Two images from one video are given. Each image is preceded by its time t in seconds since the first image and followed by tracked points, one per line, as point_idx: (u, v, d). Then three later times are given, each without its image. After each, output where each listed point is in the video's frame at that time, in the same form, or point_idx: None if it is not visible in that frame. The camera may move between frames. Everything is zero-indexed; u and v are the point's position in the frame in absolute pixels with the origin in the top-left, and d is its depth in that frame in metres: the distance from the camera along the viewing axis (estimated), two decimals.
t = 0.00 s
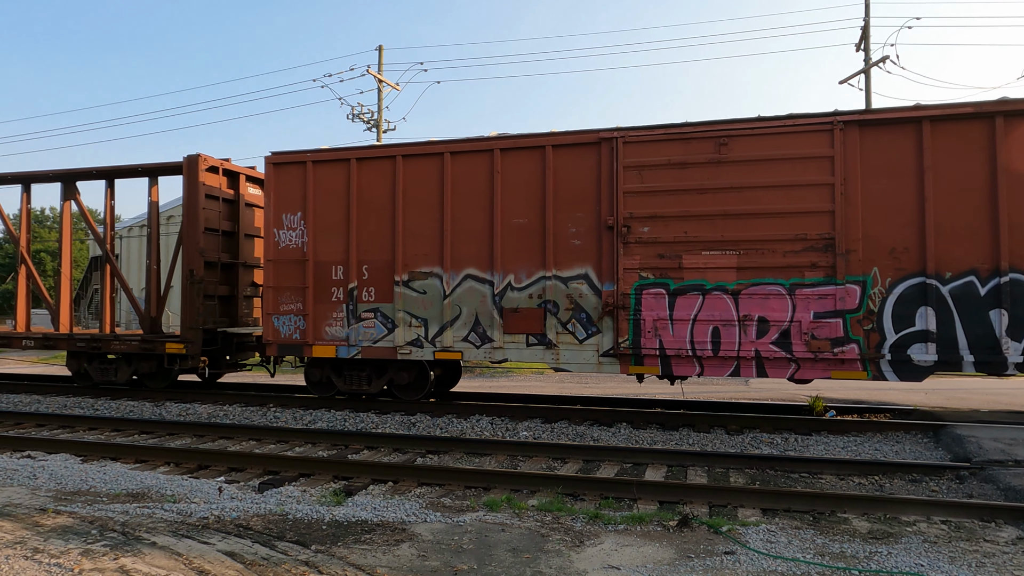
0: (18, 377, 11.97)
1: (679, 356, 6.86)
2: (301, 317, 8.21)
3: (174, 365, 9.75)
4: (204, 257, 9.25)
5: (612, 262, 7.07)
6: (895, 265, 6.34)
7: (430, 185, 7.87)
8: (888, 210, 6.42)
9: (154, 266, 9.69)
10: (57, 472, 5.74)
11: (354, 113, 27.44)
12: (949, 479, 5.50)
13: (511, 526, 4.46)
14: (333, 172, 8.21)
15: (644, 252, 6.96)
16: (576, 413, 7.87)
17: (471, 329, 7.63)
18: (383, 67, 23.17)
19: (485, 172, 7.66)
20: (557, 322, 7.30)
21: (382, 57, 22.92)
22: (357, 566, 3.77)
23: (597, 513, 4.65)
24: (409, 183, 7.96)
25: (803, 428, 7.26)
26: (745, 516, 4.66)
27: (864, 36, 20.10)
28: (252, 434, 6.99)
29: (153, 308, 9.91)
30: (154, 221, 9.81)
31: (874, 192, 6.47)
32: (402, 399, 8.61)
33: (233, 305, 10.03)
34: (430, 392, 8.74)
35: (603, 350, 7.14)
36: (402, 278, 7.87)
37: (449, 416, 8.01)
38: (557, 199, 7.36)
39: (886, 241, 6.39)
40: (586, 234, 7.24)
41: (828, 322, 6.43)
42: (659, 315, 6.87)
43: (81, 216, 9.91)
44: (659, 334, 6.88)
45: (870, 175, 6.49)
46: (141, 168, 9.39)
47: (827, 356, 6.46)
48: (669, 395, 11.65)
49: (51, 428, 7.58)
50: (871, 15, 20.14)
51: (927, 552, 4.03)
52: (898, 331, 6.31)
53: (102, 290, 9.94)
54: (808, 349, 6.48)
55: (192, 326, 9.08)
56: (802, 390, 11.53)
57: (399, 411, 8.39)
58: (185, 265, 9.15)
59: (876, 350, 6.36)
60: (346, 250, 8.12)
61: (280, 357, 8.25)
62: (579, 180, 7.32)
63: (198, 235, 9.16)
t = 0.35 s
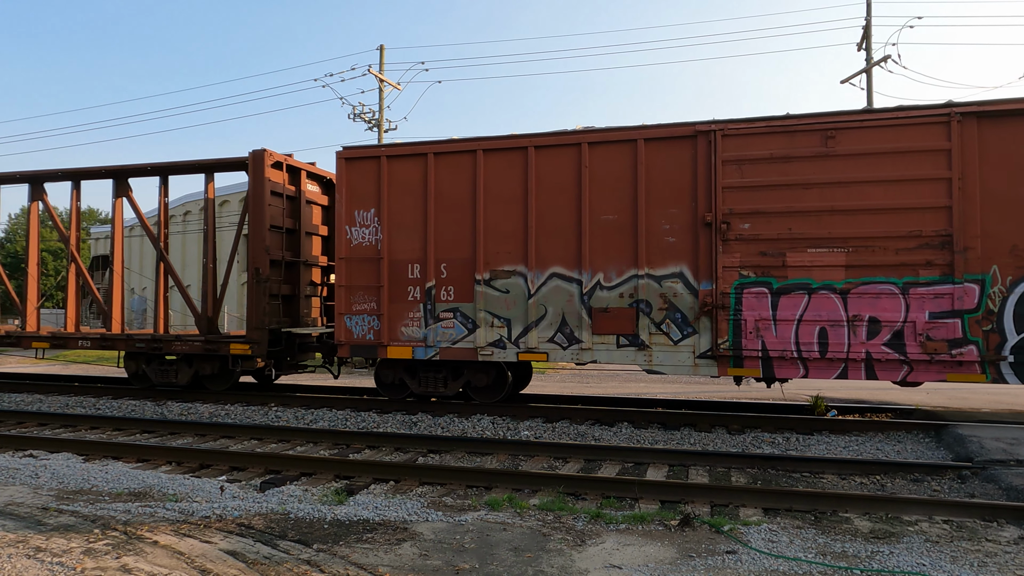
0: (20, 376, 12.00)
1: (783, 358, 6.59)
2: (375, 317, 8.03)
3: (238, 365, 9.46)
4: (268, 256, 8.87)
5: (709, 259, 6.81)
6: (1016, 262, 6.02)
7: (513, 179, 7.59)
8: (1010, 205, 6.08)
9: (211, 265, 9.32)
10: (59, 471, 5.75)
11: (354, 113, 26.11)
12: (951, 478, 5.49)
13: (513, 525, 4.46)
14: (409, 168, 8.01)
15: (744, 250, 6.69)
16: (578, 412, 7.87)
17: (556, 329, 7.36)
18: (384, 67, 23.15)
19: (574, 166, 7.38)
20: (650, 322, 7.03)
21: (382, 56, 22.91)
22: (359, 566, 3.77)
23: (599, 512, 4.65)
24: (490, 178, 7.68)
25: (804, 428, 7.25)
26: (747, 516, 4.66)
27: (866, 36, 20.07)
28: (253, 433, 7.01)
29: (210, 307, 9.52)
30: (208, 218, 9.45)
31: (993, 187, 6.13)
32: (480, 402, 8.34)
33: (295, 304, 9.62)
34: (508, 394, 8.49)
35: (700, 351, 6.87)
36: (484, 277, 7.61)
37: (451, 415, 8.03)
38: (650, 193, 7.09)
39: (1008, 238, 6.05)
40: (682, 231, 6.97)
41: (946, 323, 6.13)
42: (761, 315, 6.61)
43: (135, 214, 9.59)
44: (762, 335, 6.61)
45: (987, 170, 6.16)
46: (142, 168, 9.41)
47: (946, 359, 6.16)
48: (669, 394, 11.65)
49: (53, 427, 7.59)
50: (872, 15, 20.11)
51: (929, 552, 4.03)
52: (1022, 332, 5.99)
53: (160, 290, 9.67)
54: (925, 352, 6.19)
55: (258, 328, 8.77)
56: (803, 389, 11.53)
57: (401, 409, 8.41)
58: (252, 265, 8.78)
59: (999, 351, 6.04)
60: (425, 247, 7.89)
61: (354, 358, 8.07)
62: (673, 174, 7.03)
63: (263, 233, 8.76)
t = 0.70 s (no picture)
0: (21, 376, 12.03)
1: (895, 360, 6.45)
2: (454, 318, 7.95)
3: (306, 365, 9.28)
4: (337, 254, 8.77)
5: (814, 258, 6.67)
6: None
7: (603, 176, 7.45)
8: None
9: (269, 263, 9.21)
10: (61, 470, 5.75)
11: (354, 113, 25.12)
12: (953, 479, 5.48)
13: (514, 525, 4.46)
14: (491, 163, 7.87)
15: (854, 248, 6.55)
16: (579, 412, 7.88)
17: (649, 330, 7.23)
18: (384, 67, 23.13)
19: (666, 161, 7.24)
20: (750, 323, 6.90)
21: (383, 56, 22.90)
22: (361, 566, 3.77)
23: (600, 513, 4.65)
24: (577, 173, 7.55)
25: (805, 428, 7.25)
26: (749, 516, 4.66)
27: (867, 36, 20.05)
28: (254, 433, 7.01)
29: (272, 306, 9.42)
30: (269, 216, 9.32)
31: None
32: (561, 405, 8.23)
33: (360, 305, 9.54)
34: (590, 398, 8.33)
35: (805, 353, 6.75)
36: (571, 276, 7.49)
37: (452, 415, 8.06)
38: (749, 190, 6.95)
39: None
40: (784, 228, 6.82)
41: None
42: (872, 316, 6.49)
43: (190, 207, 9.21)
44: (873, 336, 6.49)
45: None
46: (144, 168, 9.43)
47: None
48: (670, 394, 11.65)
49: (55, 426, 7.60)
50: (874, 15, 20.08)
51: (931, 552, 4.03)
52: None
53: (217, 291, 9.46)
54: None
55: (328, 328, 8.66)
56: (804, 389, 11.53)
57: (402, 409, 8.43)
58: (321, 264, 8.76)
59: None
60: (508, 245, 7.77)
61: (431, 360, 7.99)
62: (774, 170, 6.89)
63: (333, 232, 8.67)
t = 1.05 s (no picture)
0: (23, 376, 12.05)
1: (1017, 363, 6.33)
2: (538, 319, 7.84)
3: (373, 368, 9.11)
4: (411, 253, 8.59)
5: (928, 256, 6.55)
6: None
7: (699, 172, 7.31)
8: None
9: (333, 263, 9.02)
10: (62, 470, 5.76)
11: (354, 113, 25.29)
12: (954, 479, 5.47)
13: (515, 525, 4.45)
14: (577, 158, 7.74)
15: (972, 245, 6.41)
16: (580, 412, 7.88)
17: (749, 332, 7.12)
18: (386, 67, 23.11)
19: (766, 157, 7.11)
20: (859, 324, 6.78)
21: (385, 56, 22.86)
22: (362, 566, 3.77)
23: (601, 513, 4.64)
24: (668, 168, 7.42)
25: (806, 427, 7.24)
26: (750, 516, 4.65)
27: (868, 35, 20.03)
28: (256, 433, 7.01)
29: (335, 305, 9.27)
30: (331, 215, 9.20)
31: None
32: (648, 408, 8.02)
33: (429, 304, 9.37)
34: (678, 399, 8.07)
35: (918, 356, 6.63)
36: (663, 275, 7.38)
37: (453, 415, 8.09)
38: (856, 186, 6.84)
39: None
40: (894, 225, 6.72)
41: None
42: (993, 317, 6.35)
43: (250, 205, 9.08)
44: (995, 338, 6.36)
45: None
46: (146, 168, 9.45)
47: None
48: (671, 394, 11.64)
49: (56, 426, 7.61)
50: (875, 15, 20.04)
51: (932, 553, 4.01)
52: None
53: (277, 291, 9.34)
54: None
55: (404, 329, 8.51)
56: (805, 389, 11.51)
57: (403, 409, 8.43)
58: (395, 265, 8.55)
59: None
60: (597, 243, 7.65)
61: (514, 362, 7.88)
62: (883, 165, 6.78)
63: (406, 230, 8.46)
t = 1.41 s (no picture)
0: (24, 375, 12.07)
1: None
2: (628, 319, 7.50)
3: (445, 369, 8.89)
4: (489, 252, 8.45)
5: None
6: None
7: (803, 166, 6.97)
8: None
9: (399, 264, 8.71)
10: (63, 469, 5.76)
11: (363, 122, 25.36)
12: (956, 479, 5.46)
13: (516, 525, 4.45)
14: (670, 152, 7.38)
15: None
16: (580, 412, 7.88)
17: (858, 333, 6.78)
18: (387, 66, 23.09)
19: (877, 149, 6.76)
20: (978, 326, 6.44)
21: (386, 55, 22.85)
22: (362, 566, 3.77)
23: (602, 512, 4.64)
24: (770, 162, 7.08)
25: (807, 427, 7.23)
26: (751, 516, 4.65)
27: (869, 35, 20.01)
28: (256, 432, 7.01)
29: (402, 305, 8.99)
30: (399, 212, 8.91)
31: None
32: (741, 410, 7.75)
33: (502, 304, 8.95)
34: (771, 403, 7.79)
35: None
36: (765, 274, 7.03)
37: (454, 414, 8.09)
38: (974, 179, 6.49)
39: None
40: (1015, 222, 6.39)
41: None
42: None
43: (307, 201, 8.96)
44: None
45: None
46: (147, 167, 9.47)
47: None
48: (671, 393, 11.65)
49: (56, 425, 7.61)
50: (876, 14, 20.01)
51: (933, 553, 4.01)
52: None
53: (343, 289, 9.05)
54: None
55: (482, 330, 8.30)
56: (805, 388, 11.52)
57: (404, 408, 8.43)
58: (475, 264, 8.38)
59: None
60: (691, 240, 7.29)
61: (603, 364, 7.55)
62: (1002, 157, 6.44)
63: (486, 229, 8.33)
